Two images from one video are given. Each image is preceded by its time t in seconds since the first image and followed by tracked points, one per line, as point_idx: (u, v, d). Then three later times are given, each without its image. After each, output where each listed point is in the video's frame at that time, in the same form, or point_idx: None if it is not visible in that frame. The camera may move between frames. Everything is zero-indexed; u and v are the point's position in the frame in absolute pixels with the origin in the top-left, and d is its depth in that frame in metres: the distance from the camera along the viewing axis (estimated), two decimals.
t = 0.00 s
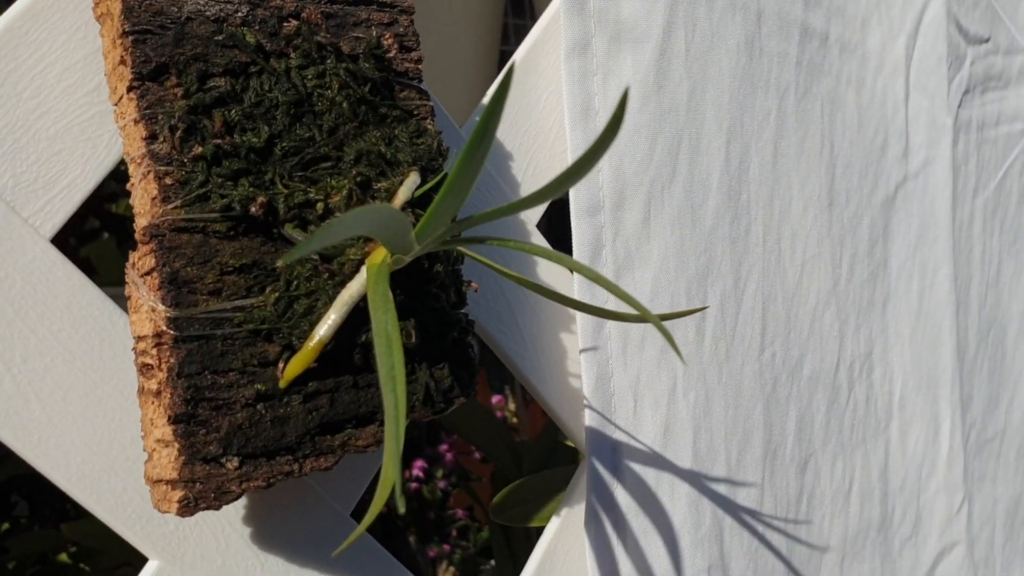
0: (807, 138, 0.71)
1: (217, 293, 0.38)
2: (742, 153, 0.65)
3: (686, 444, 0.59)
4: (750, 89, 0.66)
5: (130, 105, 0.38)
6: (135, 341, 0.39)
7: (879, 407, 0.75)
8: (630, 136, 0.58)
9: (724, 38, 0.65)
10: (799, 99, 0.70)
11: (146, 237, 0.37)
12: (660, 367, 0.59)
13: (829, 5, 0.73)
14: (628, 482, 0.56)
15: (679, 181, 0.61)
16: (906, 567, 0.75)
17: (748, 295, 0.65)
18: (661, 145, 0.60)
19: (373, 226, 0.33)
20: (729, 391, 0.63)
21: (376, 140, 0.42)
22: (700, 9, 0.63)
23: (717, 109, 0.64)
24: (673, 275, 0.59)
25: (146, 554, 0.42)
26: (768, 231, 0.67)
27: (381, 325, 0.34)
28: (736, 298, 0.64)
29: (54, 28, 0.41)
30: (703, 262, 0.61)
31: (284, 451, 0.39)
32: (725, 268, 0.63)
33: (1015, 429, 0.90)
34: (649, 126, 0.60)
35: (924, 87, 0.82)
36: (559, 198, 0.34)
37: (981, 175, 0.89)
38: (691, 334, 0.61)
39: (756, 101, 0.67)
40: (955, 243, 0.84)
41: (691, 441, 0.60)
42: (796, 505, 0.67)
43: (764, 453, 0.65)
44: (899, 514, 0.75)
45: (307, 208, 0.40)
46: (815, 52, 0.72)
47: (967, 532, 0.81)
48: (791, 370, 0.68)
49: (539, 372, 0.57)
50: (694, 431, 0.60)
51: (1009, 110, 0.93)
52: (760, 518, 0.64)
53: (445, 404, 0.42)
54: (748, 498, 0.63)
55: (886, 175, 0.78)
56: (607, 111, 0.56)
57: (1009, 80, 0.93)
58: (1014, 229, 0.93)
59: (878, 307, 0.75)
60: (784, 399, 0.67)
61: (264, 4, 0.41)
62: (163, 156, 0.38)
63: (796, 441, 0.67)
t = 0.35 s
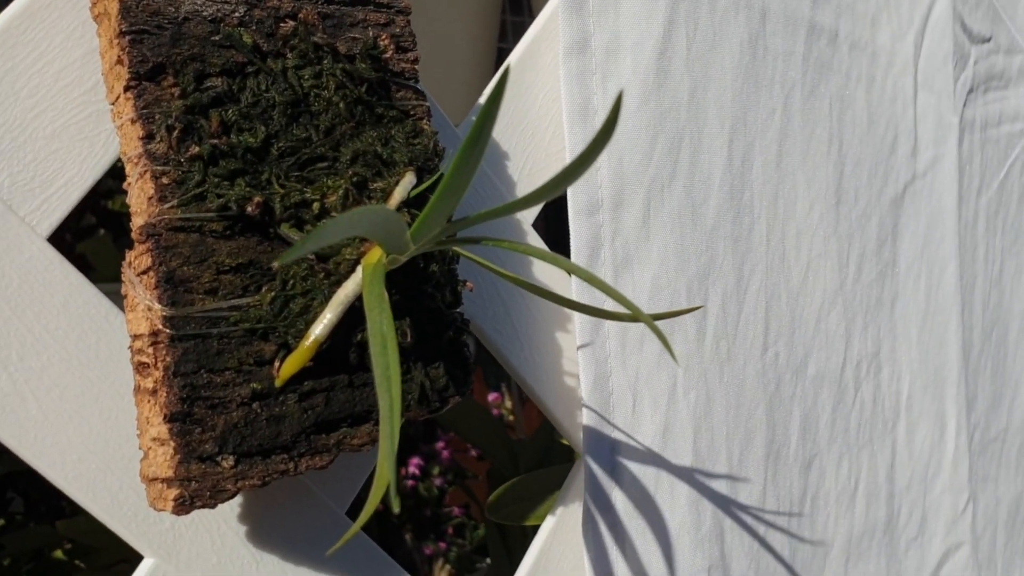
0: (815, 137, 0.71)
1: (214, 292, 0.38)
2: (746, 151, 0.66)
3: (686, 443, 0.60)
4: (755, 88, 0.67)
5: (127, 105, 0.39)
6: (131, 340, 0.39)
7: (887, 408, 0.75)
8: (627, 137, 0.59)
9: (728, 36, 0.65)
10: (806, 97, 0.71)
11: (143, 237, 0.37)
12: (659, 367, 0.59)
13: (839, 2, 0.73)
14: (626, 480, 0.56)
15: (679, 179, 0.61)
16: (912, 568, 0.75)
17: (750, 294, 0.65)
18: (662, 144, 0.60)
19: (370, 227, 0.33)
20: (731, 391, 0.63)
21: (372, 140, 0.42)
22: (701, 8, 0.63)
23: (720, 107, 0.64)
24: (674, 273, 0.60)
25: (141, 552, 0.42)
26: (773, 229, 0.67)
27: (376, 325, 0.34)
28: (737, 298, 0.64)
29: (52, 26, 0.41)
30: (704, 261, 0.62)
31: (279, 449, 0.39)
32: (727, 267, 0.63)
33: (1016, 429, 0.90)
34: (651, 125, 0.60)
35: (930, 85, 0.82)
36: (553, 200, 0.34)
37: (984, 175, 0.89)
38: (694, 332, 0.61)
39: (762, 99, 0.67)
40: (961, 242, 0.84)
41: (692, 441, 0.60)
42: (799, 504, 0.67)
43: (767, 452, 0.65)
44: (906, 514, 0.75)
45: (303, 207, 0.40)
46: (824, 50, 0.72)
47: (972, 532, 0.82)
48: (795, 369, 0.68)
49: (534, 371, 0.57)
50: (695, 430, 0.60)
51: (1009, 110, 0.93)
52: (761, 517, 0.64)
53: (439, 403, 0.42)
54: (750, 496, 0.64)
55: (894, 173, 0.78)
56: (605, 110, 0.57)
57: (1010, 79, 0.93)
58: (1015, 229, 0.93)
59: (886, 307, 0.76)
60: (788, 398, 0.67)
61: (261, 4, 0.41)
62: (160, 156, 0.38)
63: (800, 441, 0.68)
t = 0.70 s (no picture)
0: (824, 138, 0.71)
1: (210, 294, 0.38)
2: (758, 151, 0.66)
3: (695, 445, 0.60)
4: (767, 88, 0.67)
5: (125, 107, 0.39)
6: (127, 342, 0.39)
7: (889, 412, 0.75)
8: (636, 137, 0.59)
9: (736, 37, 0.65)
10: (816, 99, 0.71)
11: (140, 238, 0.37)
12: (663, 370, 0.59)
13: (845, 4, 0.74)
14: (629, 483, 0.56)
15: (689, 179, 0.61)
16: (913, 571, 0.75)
17: (767, 289, 0.65)
18: (669, 144, 0.60)
19: (365, 230, 0.33)
20: (745, 393, 0.63)
21: (370, 142, 0.42)
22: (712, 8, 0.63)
23: (731, 107, 0.64)
24: (681, 275, 0.60)
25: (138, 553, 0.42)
26: (787, 233, 0.67)
27: (373, 328, 0.34)
28: (752, 301, 0.64)
29: (51, 27, 0.41)
30: (716, 263, 0.62)
31: (275, 451, 0.39)
32: (738, 270, 0.64)
33: (1010, 432, 0.90)
34: (656, 127, 0.60)
35: (928, 89, 0.82)
36: (550, 202, 0.34)
37: (978, 179, 0.89)
38: (702, 334, 0.61)
39: (773, 100, 0.67)
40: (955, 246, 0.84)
41: (703, 443, 0.60)
42: (818, 513, 0.67)
43: (786, 457, 0.65)
44: (908, 517, 0.75)
45: (300, 209, 0.40)
46: (831, 51, 0.72)
47: (966, 535, 0.82)
48: (811, 374, 0.68)
49: (533, 373, 0.57)
50: (706, 432, 0.60)
51: (1006, 113, 0.93)
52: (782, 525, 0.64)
53: (437, 405, 0.42)
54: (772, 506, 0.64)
55: (895, 176, 0.78)
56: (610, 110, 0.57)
57: (1005, 83, 0.93)
58: (1009, 233, 0.93)
59: (890, 309, 0.76)
60: (805, 403, 0.67)
61: (259, 6, 0.41)
62: (157, 157, 0.38)
63: (817, 446, 0.68)
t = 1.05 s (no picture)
0: (822, 142, 0.71)
1: (210, 296, 0.38)
2: (762, 153, 0.66)
3: (702, 448, 0.59)
4: (768, 94, 0.67)
5: (125, 108, 0.39)
6: (128, 344, 0.39)
7: (888, 415, 0.75)
8: (644, 140, 0.58)
9: (739, 39, 0.64)
10: (815, 102, 0.70)
11: (140, 240, 0.37)
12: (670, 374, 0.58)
13: (840, 8, 0.73)
14: (634, 486, 0.56)
15: (695, 181, 0.61)
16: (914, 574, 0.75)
17: (770, 292, 0.65)
18: (675, 148, 0.60)
19: (365, 232, 0.32)
20: (750, 397, 0.63)
21: (372, 145, 0.42)
22: (717, 10, 0.63)
23: (734, 110, 0.64)
24: (688, 278, 0.60)
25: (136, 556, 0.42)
26: (791, 235, 0.67)
27: (372, 331, 0.34)
28: (756, 303, 0.64)
29: (51, 28, 0.41)
30: (723, 263, 0.62)
31: (275, 455, 0.39)
32: (743, 273, 0.63)
33: (1014, 435, 0.90)
34: (663, 129, 0.59)
35: (926, 92, 0.82)
36: (552, 205, 0.34)
37: (980, 182, 0.88)
38: (709, 338, 0.61)
39: (777, 108, 0.67)
40: (955, 250, 0.84)
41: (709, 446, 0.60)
42: (822, 522, 0.67)
43: (790, 462, 0.65)
44: (908, 523, 0.75)
45: (301, 212, 0.40)
46: (828, 55, 0.72)
47: (968, 539, 0.81)
48: (814, 376, 0.68)
49: (535, 376, 0.57)
50: (713, 437, 0.60)
51: (1009, 116, 0.93)
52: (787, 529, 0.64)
53: (437, 409, 0.42)
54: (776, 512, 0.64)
55: (889, 182, 0.77)
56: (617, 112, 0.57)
57: (1009, 85, 0.93)
58: (1013, 235, 0.93)
59: (885, 312, 0.75)
60: (808, 408, 0.67)
61: (260, 7, 0.41)
62: (157, 159, 0.38)
63: (820, 448, 0.68)
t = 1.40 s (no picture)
0: (812, 143, 0.69)
1: (217, 298, 0.37)
2: (758, 154, 0.64)
3: (707, 453, 0.59)
4: (760, 95, 0.65)
5: (129, 104, 0.38)
6: (132, 346, 0.38)
7: (884, 418, 0.74)
8: (651, 139, 0.58)
9: (741, 39, 0.63)
10: (804, 104, 0.69)
11: (145, 240, 0.36)
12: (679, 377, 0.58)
13: (831, 10, 0.71)
14: (644, 491, 0.55)
15: (698, 182, 0.60)
16: None
17: (766, 295, 0.64)
18: (680, 147, 0.59)
19: (377, 233, 0.31)
20: (750, 402, 0.62)
21: (382, 143, 0.41)
22: (716, 10, 0.61)
23: (732, 111, 0.63)
24: (692, 280, 0.59)
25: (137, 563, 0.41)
26: (780, 240, 0.66)
27: (385, 334, 0.33)
28: (753, 305, 0.63)
29: (54, 23, 0.40)
30: (722, 267, 0.61)
31: (282, 460, 0.38)
32: (743, 276, 0.62)
33: None
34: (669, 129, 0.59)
35: (928, 93, 0.81)
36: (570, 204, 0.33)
37: (992, 183, 0.87)
38: (714, 339, 0.60)
39: (767, 104, 0.66)
40: (961, 253, 0.83)
41: (713, 450, 0.59)
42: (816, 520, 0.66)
43: (785, 465, 0.64)
44: (906, 529, 0.74)
45: (310, 211, 0.39)
46: (818, 58, 0.70)
47: (974, 545, 0.80)
48: (806, 379, 0.67)
49: (543, 379, 0.56)
50: (716, 440, 0.59)
51: None
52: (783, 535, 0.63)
53: (447, 413, 0.41)
54: (774, 512, 0.63)
55: (888, 182, 0.76)
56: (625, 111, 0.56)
57: None
58: None
59: (881, 316, 0.74)
60: (801, 412, 0.66)
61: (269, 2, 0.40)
62: (163, 157, 0.37)
63: (813, 452, 0.67)
